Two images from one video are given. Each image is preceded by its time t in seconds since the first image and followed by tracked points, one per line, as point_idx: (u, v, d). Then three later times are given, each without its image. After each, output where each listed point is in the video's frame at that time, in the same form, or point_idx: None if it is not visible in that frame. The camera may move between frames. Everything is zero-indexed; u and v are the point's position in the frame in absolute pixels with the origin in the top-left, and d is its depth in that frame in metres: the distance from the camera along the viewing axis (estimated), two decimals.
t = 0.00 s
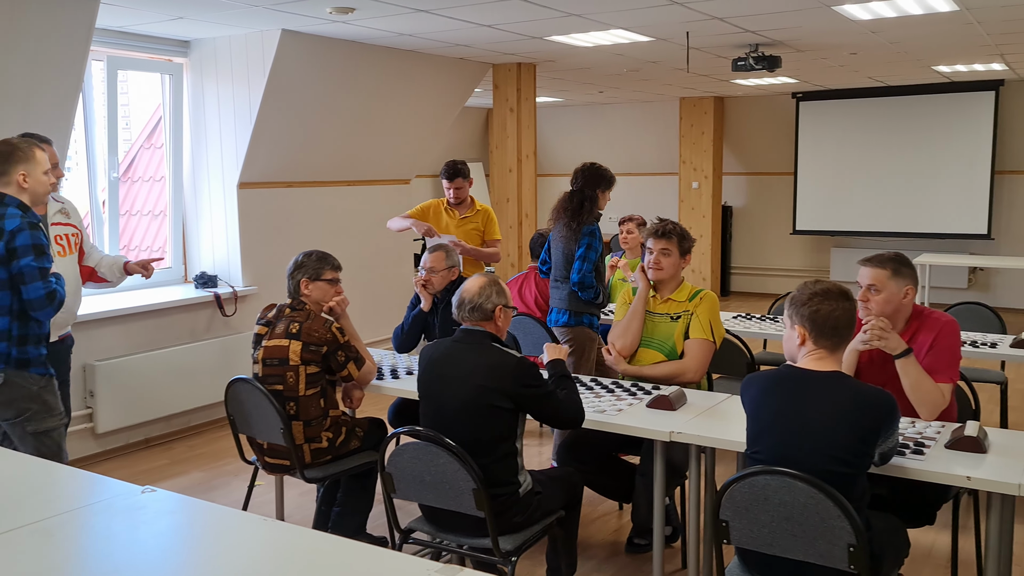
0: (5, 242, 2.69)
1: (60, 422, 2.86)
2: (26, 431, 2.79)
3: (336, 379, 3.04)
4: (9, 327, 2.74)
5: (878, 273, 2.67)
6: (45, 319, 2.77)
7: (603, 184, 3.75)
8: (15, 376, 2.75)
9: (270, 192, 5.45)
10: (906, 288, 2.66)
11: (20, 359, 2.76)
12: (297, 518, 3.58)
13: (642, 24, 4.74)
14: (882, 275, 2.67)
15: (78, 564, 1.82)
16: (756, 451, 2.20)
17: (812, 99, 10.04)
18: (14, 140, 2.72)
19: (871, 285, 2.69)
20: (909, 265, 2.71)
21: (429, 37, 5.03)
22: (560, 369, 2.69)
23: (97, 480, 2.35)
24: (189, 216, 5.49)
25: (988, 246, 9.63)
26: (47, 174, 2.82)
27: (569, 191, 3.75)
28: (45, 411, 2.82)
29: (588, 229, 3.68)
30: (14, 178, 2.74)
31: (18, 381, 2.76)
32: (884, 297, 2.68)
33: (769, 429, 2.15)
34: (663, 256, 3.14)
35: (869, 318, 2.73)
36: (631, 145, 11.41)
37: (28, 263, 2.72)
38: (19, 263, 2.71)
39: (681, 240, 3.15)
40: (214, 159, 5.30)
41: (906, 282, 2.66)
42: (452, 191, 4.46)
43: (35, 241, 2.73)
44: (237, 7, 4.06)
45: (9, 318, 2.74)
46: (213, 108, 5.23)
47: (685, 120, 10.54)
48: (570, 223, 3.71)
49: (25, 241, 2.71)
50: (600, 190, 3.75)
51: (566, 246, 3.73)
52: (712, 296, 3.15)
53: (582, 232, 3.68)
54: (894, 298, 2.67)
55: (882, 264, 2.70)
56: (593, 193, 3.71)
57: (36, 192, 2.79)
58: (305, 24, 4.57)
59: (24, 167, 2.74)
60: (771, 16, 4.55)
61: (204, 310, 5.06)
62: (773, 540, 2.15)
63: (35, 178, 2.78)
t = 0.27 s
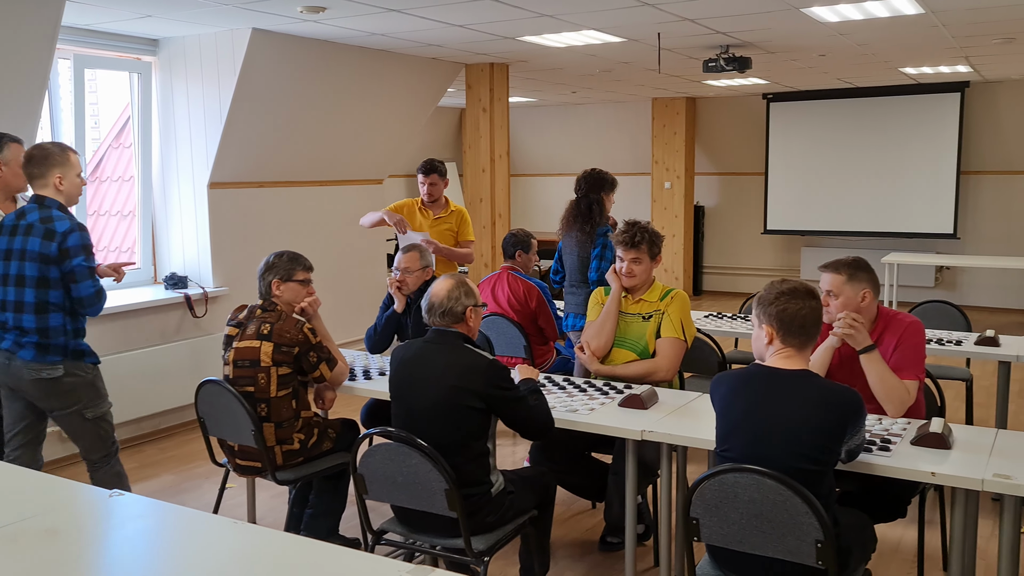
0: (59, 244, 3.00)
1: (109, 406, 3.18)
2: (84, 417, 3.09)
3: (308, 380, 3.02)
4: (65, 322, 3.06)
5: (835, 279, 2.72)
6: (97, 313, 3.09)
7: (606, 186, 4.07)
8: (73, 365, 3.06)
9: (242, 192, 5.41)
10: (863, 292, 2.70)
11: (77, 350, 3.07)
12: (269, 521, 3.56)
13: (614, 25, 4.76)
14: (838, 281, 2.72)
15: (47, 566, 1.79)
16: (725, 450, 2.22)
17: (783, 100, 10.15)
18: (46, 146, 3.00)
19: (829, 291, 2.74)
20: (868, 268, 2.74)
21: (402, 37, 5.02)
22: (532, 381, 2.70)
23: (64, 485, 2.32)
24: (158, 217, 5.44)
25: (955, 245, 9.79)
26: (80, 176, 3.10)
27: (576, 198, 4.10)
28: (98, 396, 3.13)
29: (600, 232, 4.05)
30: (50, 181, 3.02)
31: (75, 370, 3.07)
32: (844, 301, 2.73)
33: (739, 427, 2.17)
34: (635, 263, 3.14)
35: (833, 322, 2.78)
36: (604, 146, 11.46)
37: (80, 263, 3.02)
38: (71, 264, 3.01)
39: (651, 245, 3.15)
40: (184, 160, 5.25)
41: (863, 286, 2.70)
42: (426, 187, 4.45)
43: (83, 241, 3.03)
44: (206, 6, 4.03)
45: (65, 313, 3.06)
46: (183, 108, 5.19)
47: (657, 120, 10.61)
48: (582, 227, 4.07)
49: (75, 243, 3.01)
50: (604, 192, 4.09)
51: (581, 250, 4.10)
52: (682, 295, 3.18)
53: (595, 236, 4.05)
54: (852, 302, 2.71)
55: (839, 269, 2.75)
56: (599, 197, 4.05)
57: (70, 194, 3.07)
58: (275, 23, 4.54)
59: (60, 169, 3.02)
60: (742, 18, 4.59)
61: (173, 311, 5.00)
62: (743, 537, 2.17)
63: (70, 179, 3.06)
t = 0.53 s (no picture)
0: (115, 244, 3.32)
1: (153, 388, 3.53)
2: (129, 401, 3.41)
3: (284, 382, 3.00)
4: (119, 315, 3.39)
5: (804, 284, 2.73)
6: (149, 307, 3.43)
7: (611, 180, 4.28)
8: (128, 352, 3.41)
9: (217, 192, 5.38)
10: (832, 294, 2.72)
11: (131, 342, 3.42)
12: (244, 524, 3.55)
13: (590, 26, 4.78)
14: (808, 285, 2.73)
15: (17, 571, 1.77)
16: (701, 448, 2.23)
17: (758, 100, 10.23)
18: (88, 148, 3.29)
19: (800, 295, 2.75)
20: (836, 270, 2.75)
21: (379, 37, 5.01)
22: (508, 379, 2.71)
23: (35, 490, 2.29)
24: (131, 218, 5.39)
25: (927, 244, 9.90)
26: (119, 176, 3.40)
27: (582, 195, 4.28)
28: (141, 384, 3.45)
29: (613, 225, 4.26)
30: (92, 181, 3.32)
31: (130, 357, 3.42)
32: (815, 304, 2.74)
33: (714, 426, 2.19)
34: (610, 263, 3.16)
35: (806, 325, 2.79)
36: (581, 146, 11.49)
37: (135, 261, 3.36)
38: (128, 263, 3.35)
39: (625, 245, 3.16)
40: (158, 160, 5.21)
41: (832, 289, 2.71)
42: (405, 181, 4.45)
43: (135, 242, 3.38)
44: (179, 5, 3.99)
45: (119, 307, 3.39)
46: (156, 109, 5.15)
47: (634, 120, 10.65)
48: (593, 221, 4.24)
49: (130, 243, 3.35)
50: (608, 187, 4.30)
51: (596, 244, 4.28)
52: (658, 295, 3.19)
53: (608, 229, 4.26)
54: (823, 305, 2.72)
55: (808, 274, 2.76)
56: (605, 192, 4.26)
57: (111, 192, 3.37)
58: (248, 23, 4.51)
59: (101, 170, 3.32)
60: (717, 19, 4.62)
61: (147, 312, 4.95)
62: (718, 535, 2.18)
63: (110, 179, 3.35)
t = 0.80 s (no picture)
0: (158, 244, 3.46)
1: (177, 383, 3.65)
2: (141, 397, 3.47)
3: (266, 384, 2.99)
4: (152, 311, 3.51)
5: (783, 281, 2.76)
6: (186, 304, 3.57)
7: (605, 189, 4.30)
8: (154, 349, 3.53)
9: (197, 194, 5.35)
10: (812, 291, 2.74)
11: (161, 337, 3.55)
12: (226, 527, 3.53)
13: (571, 27, 4.78)
14: (787, 283, 2.75)
15: None
16: (682, 448, 2.24)
17: (741, 100, 10.28)
18: (127, 154, 3.39)
19: (779, 292, 2.78)
20: (816, 267, 2.77)
21: (360, 37, 5.00)
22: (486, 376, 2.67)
23: (13, 494, 2.25)
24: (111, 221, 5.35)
25: (907, 243, 9.99)
26: (156, 180, 3.50)
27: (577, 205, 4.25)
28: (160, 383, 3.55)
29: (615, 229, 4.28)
30: (131, 184, 3.43)
31: (156, 354, 3.54)
32: (794, 301, 2.77)
33: (695, 425, 2.19)
34: (591, 262, 3.16)
35: (786, 323, 2.82)
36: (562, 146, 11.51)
37: (177, 261, 3.51)
38: (171, 262, 3.49)
39: (606, 243, 3.17)
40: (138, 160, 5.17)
41: (811, 286, 2.73)
42: (390, 180, 4.43)
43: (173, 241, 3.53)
44: (158, 5, 3.96)
45: (153, 303, 3.52)
46: (136, 109, 5.11)
47: (616, 121, 10.68)
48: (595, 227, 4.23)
49: (173, 243, 3.49)
50: (601, 193, 4.29)
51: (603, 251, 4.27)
52: (640, 295, 3.20)
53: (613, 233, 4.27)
54: (802, 302, 2.75)
55: (788, 271, 2.78)
56: (599, 198, 4.26)
57: (148, 196, 3.48)
58: (228, 23, 4.49)
59: (139, 176, 3.43)
60: (696, 19, 4.64)
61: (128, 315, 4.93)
62: (700, 534, 2.19)
63: (148, 184, 3.46)
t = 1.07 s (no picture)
0: (188, 242, 3.72)
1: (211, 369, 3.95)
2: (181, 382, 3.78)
3: (251, 387, 2.98)
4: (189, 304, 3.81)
5: (770, 281, 2.77)
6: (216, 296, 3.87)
7: (594, 207, 4.28)
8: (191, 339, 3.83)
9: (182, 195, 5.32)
10: (799, 291, 2.75)
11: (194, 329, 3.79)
12: (212, 530, 3.52)
13: (556, 27, 4.79)
14: (775, 282, 2.77)
15: None
16: (669, 447, 2.24)
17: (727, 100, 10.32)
18: (166, 155, 3.62)
19: (766, 292, 2.79)
20: (803, 267, 2.79)
21: (346, 38, 4.99)
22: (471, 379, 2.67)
23: None
24: (95, 223, 5.32)
25: (892, 242, 10.06)
26: (192, 181, 3.73)
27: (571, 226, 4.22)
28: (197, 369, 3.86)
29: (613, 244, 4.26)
30: (167, 185, 3.67)
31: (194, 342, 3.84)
32: (781, 301, 2.78)
33: (681, 424, 2.20)
34: (577, 263, 3.16)
35: (773, 322, 2.83)
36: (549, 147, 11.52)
37: (205, 257, 3.80)
38: (200, 259, 3.77)
39: (592, 243, 3.17)
40: (122, 161, 5.14)
41: (798, 286, 2.75)
42: (381, 183, 4.43)
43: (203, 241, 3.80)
44: (141, 5, 3.94)
45: (189, 297, 3.80)
46: (119, 110, 5.09)
47: (602, 121, 10.70)
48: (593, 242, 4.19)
49: (201, 241, 3.77)
50: (592, 212, 4.29)
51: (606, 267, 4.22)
52: (627, 296, 3.21)
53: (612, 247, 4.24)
54: (789, 302, 2.76)
55: (775, 270, 2.79)
56: (591, 216, 4.26)
57: (184, 196, 3.71)
58: (213, 24, 4.47)
59: (174, 176, 3.66)
60: (681, 20, 4.66)
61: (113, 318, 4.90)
62: (686, 533, 2.20)
63: (183, 185, 3.69)
